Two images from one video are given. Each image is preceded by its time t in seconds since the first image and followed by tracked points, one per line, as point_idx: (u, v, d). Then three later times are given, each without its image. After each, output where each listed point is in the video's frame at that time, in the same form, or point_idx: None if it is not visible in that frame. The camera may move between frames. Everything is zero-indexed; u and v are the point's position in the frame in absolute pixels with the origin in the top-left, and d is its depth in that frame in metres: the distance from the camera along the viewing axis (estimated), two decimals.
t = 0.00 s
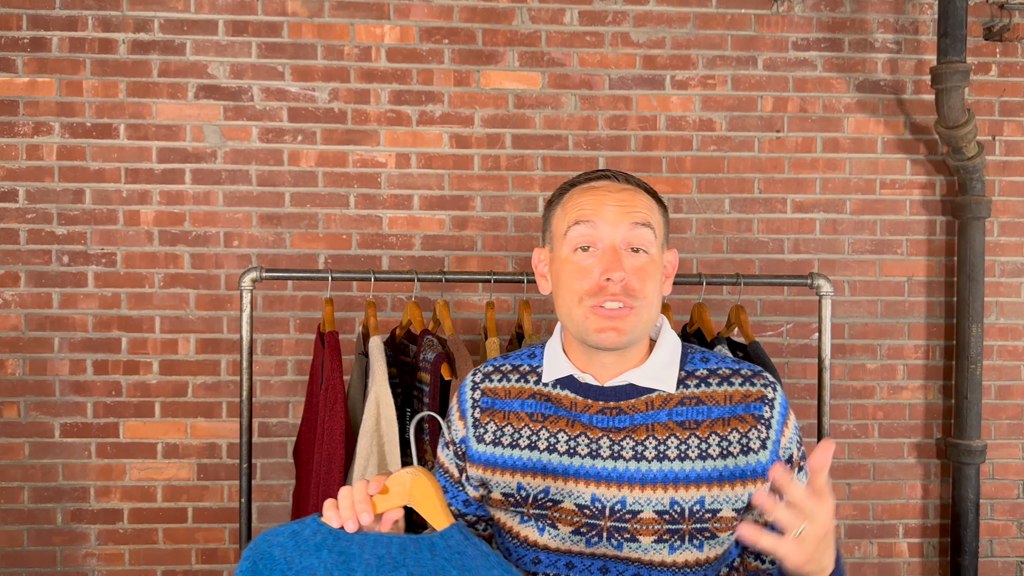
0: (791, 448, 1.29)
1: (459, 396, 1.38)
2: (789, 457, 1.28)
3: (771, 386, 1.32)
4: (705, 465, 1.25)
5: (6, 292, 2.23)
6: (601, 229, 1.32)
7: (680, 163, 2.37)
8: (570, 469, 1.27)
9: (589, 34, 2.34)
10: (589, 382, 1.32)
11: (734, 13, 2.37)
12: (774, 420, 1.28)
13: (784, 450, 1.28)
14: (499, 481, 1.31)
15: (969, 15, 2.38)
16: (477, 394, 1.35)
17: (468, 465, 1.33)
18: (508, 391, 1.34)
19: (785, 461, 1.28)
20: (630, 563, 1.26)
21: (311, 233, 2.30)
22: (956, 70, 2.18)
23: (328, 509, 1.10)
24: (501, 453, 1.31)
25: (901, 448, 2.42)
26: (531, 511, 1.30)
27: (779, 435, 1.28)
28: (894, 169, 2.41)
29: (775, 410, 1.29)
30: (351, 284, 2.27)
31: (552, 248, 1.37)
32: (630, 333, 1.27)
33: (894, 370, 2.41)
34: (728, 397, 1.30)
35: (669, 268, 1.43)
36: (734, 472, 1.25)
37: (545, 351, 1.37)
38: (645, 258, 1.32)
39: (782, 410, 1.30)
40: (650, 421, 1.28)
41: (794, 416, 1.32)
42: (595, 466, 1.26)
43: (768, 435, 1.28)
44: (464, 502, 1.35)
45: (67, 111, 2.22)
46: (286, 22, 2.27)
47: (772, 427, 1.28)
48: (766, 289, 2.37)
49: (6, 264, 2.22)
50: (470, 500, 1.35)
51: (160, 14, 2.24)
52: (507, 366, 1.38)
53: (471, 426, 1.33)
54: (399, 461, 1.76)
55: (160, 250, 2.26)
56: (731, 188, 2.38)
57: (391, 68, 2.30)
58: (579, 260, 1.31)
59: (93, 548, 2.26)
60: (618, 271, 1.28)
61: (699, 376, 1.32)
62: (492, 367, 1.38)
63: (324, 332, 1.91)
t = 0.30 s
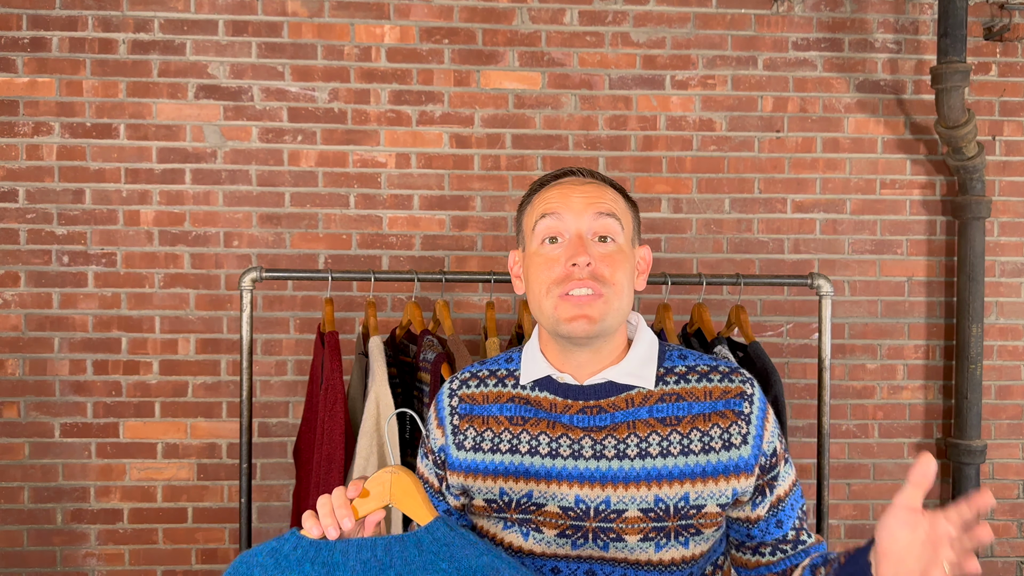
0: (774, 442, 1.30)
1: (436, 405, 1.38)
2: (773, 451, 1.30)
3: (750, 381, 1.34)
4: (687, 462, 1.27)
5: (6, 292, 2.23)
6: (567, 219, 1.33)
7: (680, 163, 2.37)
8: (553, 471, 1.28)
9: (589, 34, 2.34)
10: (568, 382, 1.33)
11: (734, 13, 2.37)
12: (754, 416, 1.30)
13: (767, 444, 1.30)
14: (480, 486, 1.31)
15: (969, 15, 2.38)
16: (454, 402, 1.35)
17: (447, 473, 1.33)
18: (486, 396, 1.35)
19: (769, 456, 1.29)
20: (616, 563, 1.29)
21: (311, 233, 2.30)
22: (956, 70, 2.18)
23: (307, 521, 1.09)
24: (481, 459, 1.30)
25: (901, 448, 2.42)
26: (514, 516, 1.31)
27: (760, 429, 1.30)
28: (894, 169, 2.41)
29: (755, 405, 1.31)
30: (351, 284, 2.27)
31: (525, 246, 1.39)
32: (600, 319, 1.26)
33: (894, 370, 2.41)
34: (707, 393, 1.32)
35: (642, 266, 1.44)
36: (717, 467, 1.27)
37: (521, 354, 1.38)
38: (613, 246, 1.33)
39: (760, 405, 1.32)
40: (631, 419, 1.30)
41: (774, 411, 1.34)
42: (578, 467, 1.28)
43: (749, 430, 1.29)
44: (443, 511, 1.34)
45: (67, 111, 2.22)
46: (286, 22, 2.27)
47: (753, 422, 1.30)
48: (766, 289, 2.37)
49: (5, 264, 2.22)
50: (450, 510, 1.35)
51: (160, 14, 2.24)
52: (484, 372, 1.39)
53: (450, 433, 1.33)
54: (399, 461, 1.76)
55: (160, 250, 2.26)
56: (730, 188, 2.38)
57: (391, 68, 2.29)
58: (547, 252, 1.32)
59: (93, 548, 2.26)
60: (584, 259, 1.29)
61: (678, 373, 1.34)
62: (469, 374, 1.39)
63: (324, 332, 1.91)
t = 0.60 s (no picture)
0: (766, 435, 1.31)
1: (426, 409, 1.38)
2: (764, 445, 1.30)
3: (741, 374, 1.34)
4: (682, 458, 1.27)
5: (6, 292, 2.22)
6: (559, 219, 1.33)
7: (680, 163, 2.37)
8: (549, 472, 1.28)
9: (589, 34, 2.34)
10: (562, 382, 1.33)
11: (734, 13, 2.37)
12: (746, 409, 1.30)
13: (759, 438, 1.30)
14: (475, 490, 1.30)
15: (969, 15, 2.38)
16: (445, 406, 1.35)
17: (441, 478, 1.33)
18: (478, 399, 1.35)
19: (761, 450, 1.30)
20: (615, 563, 1.29)
21: (311, 233, 2.30)
22: (956, 70, 2.18)
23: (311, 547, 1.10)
24: (476, 462, 1.31)
25: (901, 448, 2.42)
26: (511, 519, 1.30)
27: (752, 423, 1.30)
28: (894, 169, 2.40)
29: (747, 399, 1.31)
30: (351, 284, 2.27)
31: (516, 246, 1.39)
32: (593, 321, 1.26)
33: (894, 370, 2.41)
34: (700, 388, 1.32)
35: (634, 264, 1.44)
36: (712, 462, 1.27)
37: (513, 355, 1.37)
38: (605, 246, 1.33)
39: (752, 398, 1.32)
40: (626, 417, 1.30)
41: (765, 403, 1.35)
42: (574, 467, 1.28)
43: (742, 424, 1.29)
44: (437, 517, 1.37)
45: (67, 111, 2.22)
46: (286, 22, 2.27)
47: (745, 416, 1.30)
48: (766, 289, 2.36)
49: (5, 264, 2.22)
50: (445, 515, 1.37)
51: (160, 14, 2.24)
52: (475, 374, 1.38)
53: (442, 438, 1.34)
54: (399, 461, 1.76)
55: (160, 250, 2.26)
56: (730, 188, 2.38)
57: (391, 68, 2.29)
58: (539, 252, 1.32)
59: (92, 548, 2.26)
60: (577, 259, 1.29)
61: (671, 369, 1.34)
62: (459, 377, 1.39)
63: (323, 332, 1.91)
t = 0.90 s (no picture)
0: (762, 437, 1.31)
1: (422, 409, 1.38)
2: (761, 447, 1.30)
3: (738, 375, 1.34)
4: (678, 460, 1.27)
5: (6, 292, 2.22)
6: (555, 219, 1.32)
7: (680, 163, 2.37)
8: (544, 473, 1.28)
9: (589, 34, 2.34)
10: (558, 383, 1.33)
11: (734, 13, 2.37)
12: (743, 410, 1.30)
13: (755, 439, 1.30)
14: (470, 490, 1.30)
15: (969, 15, 2.38)
16: (441, 405, 1.35)
17: (437, 478, 1.33)
18: (474, 399, 1.35)
19: (757, 451, 1.30)
20: (609, 564, 1.28)
21: (311, 233, 2.30)
22: (956, 70, 2.18)
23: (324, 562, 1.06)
24: (471, 462, 1.31)
25: (901, 448, 2.42)
26: (504, 520, 1.30)
27: (749, 424, 1.30)
28: (894, 169, 2.41)
29: (744, 400, 1.31)
30: (351, 284, 2.27)
31: (512, 245, 1.38)
32: (590, 322, 1.26)
33: (894, 369, 2.41)
34: (696, 389, 1.31)
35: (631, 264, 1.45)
36: (707, 463, 1.27)
37: (509, 356, 1.38)
38: (602, 246, 1.33)
39: (749, 400, 1.32)
40: (622, 418, 1.30)
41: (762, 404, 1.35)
42: (570, 468, 1.28)
43: (739, 426, 1.29)
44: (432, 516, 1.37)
45: (67, 111, 2.22)
46: (286, 22, 2.27)
47: (742, 418, 1.30)
48: (766, 289, 2.36)
49: (5, 264, 2.22)
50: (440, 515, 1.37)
51: (160, 14, 2.24)
52: (471, 374, 1.38)
53: (438, 438, 1.34)
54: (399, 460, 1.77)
55: (160, 250, 2.26)
56: (731, 188, 2.38)
57: (391, 68, 2.29)
58: (536, 251, 1.32)
59: (93, 548, 2.26)
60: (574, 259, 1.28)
61: (667, 370, 1.34)
62: (456, 376, 1.39)
63: (324, 332, 1.91)
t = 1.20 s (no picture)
0: (760, 438, 1.30)
1: (423, 405, 1.40)
2: (758, 449, 1.29)
3: (737, 374, 1.33)
4: (672, 459, 1.27)
5: (6, 292, 2.22)
6: (548, 222, 1.32)
7: (680, 163, 2.37)
8: (538, 470, 1.29)
9: (589, 34, 2.34)
10: (554, 382, 1.33)
11: (734, 13, 2.37)
12: (740, 410, 1.30)
13: (752, 441, 1.29)
14: (466, 486, 1.32)
15: (969, 15, 2.38)
16: (441, 401, 1.37)
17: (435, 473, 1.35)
18: (473, 396, 1.36)
19: (754, 452, 1.29)
20: (602, 562, 1.29)
21: (311, 233, 2.30)
22: (956, 70, 2.18)
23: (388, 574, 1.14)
24: (468, 458, 1.32)
25: (901, 448, 2.42)
26: (499, 516, 1.31)
27: (746, 424, 1.29)
28: (894, 169, 2.40)
29: (742, 400, 1.30)
30: (351, 284, 2.27)
31: (508, 247, 1.38)
32: (586, 326, 1.27)
33: (894, 370, 2.41)
34: (693, 388, 1.31)
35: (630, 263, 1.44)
36: (702, 463, 1.27)
37: (509, 353, 1.38)
38: (597, 247, 1.32)
39: (747, 399, 1.31)
40: (617, 416, 1.30)
41: (762, 403, 1.33)
42: (564, 465, 1.28)
43: (735, 426, 1.28)
44: (434, 512, 1.40)
45: (67, 111, 2.22)
46: (286, 22, 2.27)
47: (739, 418, 1.29)
48: (766, 289, 2.36)
49: (5, 264, 2.22)
50: (440, 510, 1.39)
51: (160, 14, 2.24)
52: (472, 371, 1.40)
53: (437, 433, 1.36)
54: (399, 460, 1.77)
55: (160, 251, 2.26)
56: (731, 188, 2.38)
57: (391, 68, 2.29)
58: (531, 253, 1.32)
59: (92, 548, 2.26)
60: (567, 261, 1.28)
61: (664, 369, 1.34)
62: (457, 373, 1.40)
63: (323, 332, 1.91)
